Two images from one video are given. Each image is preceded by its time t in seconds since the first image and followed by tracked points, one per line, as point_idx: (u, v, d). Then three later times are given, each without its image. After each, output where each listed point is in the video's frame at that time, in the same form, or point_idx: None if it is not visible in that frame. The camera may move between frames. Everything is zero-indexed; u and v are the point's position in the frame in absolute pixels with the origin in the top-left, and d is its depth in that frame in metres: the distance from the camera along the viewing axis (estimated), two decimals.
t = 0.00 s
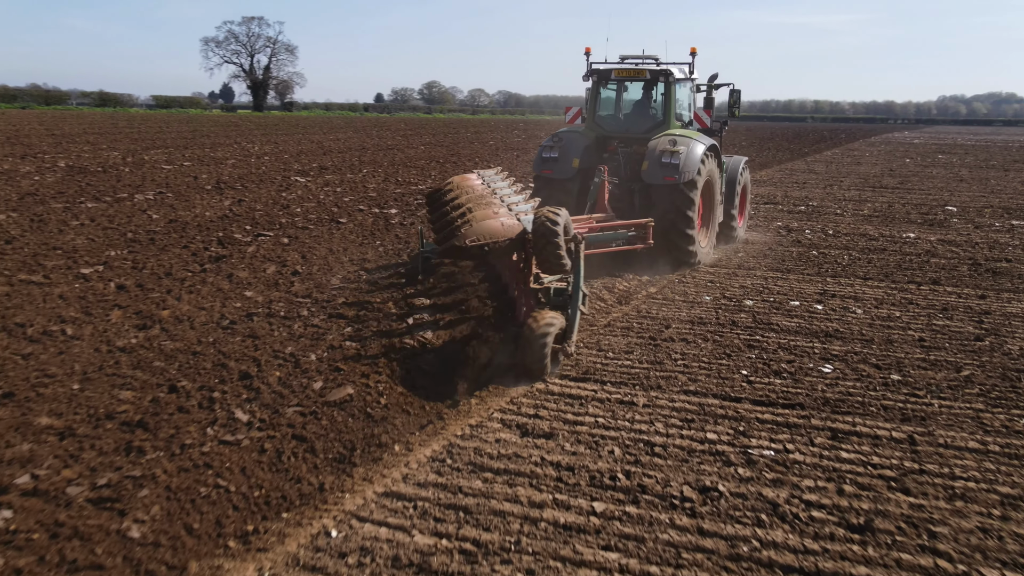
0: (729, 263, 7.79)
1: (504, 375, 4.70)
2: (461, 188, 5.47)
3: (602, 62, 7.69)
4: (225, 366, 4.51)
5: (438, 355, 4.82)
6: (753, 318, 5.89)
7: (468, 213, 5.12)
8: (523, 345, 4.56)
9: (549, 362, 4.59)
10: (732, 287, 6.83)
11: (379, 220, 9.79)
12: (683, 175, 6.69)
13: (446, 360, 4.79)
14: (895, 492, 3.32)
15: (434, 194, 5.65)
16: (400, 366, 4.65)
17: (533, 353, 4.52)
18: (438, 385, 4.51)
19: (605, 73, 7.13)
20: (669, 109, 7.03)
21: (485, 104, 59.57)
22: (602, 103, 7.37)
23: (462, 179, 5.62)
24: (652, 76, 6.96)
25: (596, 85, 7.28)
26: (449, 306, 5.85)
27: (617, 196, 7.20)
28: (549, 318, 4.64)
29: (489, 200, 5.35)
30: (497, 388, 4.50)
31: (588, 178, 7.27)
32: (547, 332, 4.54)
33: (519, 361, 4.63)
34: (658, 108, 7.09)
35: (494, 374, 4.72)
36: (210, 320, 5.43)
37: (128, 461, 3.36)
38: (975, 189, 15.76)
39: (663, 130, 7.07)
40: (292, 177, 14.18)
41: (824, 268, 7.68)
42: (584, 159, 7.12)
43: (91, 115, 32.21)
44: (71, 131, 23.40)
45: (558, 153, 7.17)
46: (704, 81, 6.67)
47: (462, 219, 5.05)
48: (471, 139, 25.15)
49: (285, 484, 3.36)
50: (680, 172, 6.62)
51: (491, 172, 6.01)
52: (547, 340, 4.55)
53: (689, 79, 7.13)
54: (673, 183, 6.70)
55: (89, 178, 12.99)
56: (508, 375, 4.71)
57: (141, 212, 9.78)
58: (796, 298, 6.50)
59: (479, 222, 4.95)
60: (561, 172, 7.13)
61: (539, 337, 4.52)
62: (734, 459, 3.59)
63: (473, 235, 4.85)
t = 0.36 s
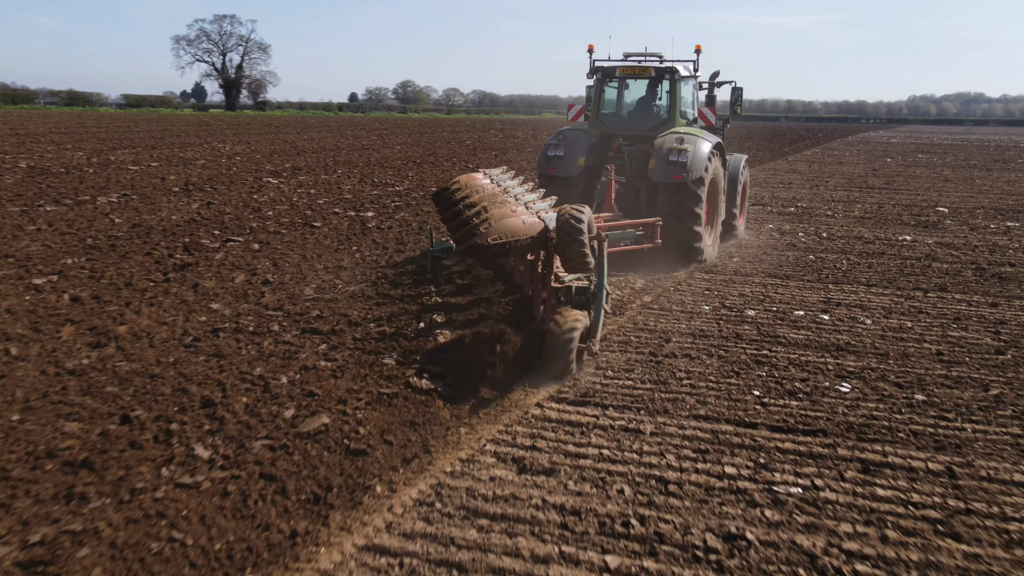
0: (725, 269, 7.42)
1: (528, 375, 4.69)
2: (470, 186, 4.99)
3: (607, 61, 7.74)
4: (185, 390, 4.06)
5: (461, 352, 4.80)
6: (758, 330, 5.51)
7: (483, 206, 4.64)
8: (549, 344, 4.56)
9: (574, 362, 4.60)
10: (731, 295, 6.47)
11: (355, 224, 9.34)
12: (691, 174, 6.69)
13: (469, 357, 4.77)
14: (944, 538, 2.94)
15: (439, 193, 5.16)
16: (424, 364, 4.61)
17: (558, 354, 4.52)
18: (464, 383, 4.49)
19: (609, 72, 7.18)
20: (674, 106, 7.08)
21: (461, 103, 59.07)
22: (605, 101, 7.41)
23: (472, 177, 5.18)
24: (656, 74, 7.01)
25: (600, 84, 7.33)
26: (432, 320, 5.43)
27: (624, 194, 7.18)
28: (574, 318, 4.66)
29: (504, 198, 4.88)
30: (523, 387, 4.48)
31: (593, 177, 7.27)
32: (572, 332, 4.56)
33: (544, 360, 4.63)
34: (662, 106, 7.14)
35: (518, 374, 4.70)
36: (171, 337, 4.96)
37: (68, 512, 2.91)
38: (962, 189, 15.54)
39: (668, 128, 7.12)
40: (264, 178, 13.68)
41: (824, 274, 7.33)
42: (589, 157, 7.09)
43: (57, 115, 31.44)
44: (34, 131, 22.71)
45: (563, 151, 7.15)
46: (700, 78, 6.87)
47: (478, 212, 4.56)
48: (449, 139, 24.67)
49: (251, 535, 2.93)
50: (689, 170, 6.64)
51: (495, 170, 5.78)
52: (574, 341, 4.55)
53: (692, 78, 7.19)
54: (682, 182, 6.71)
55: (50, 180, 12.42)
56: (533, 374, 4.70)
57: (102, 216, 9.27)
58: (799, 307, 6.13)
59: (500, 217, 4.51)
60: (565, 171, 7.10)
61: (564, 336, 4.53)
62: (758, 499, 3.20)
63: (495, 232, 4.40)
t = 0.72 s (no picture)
0: (719, 275, 7.04)
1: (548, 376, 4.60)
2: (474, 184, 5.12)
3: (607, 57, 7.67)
4: (131, 422, 3.59)
5: (478, 358, 4.73)
6: (762, 345, 5.12)
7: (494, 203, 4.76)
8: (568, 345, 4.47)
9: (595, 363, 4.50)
10: (728, 305, 6.09)
11: (327, 228, 8.86)
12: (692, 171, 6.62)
13: (487, 361, 4.71)
14: None
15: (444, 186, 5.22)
16: (442, 367, 4.53)
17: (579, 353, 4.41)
18: (481, 385, 4.39)
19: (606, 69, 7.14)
20: (673, 103, 7.07)
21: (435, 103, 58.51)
22: (603, 100, 7.39)
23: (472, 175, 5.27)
24: (655, 71, 7.00)
25: (597, 82, 7.30)
26: (410, 336, 4.99)
27: (626, 192, 7.11)
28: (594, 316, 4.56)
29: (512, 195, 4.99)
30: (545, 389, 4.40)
31: (593, 176, 7.21)
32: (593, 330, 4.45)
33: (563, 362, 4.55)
34: (661, 103, 7.13)
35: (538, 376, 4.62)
36: (121, 357, 4.48)
37: None
38: (948, 189, 15.27)
39: (667, 125, 7.12)
40: (232, 179, 13.14)
41: (824, 280, 6.97)
42: (589, 156, 7.04)
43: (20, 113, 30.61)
44: None
45: (563, 150, 7.08)
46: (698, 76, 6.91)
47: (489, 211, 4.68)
48: (424, 138, 24.16)
49: None
50: (690, 168, 6.56)
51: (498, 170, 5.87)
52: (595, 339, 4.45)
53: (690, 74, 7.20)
54: (683, 181, 6.63)
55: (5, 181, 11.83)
56: (553, 376, 4.61)
57: (58, 220, 8.73)
58: (803, 318, 5.75)
59: (514, 215, 4.65)
60: (566, 171, 7.03)
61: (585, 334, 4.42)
62: (788, 551, 2.79)
63: (512, 231, 4.55)
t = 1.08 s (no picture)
0: (713, 283, 6.65)
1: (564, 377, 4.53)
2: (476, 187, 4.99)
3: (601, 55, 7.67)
4: (62, 464, 3.12)
5: (492, 358, 4.64)
6: (767, 363, 4.72)
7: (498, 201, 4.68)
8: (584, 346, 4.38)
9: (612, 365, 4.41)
10: (725, 317, 5.69)
11: (296, 233, 8.39)
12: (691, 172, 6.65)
13: (502, 361, 4.62)
14: None
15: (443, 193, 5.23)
16: (457, 368, 4.47)
17: (596, 356, 4.33)
18: (497, 386, 4.33)
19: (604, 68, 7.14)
20: (671, 102, 7.07)
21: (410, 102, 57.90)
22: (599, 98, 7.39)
23: (471, 177, 5.13)
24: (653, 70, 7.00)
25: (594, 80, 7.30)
26: (384, 356, 4.55)
27: (625, 190, 7.08)
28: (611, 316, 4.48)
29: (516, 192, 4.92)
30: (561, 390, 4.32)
31: (590, 174, 7.25)
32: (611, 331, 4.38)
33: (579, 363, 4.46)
34: (659, 102, 7.13)
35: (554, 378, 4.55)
36: (58, 383, 4.00)
37: None
38: (934, 189, 15.01)
39: (665, 124, 7.12)
40: (198, 181, 12.60)
41: (823, 288, 6.60)
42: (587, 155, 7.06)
43: None
44: None
45: (562, 149, 7.09)
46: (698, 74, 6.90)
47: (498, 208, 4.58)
48: (397, 138, 23.63)
49: None
50: (691, 167, 6.60)
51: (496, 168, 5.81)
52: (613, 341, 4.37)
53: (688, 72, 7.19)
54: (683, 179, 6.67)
55: None
56: (569, 376, 4.53)
57: (7, 225, 8.19)
58: (806, 331, 5.37)
59: (525, 212, 4.50)
60: (564, 170, 7.05)
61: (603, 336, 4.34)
62: None
63: (526, 227, 4.41)
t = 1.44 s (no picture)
0: (707, 293, 6.27)
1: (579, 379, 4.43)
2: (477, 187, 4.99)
3: (595, 52, 7.52)
4: None
5: (504, 361, 4.54)
6: (776, 384, 4.33)
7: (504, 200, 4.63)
8: (600, 348, 4.27)
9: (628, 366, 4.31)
10: (724, 330, 5.29)
11: (264, 239, 7.92)
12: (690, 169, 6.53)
13: (513, 365, 4.52)
14: None
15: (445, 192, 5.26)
16: (470, 370, 4.38)
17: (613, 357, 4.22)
18: (511, 389, 4.24)
19: (600, 65, 6.95)
20: (669, 100, 6.88)
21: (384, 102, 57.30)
22: (594, 95, 7.20)
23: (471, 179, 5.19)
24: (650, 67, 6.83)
25: (589, 77, 7.11)
26: (356, 379, 4.12)
27: (623, 189, 6.98)
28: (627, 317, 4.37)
29: (515, 192, 4.88)
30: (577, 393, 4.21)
31: (587, 172, 7.08)
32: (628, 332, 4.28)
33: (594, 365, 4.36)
34: (656, 100, 6.95)
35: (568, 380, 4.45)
36: None
37: None
38: (919, 190, 14.74)
39: (662, 123, 6.94)
40: (162, 183, 12.06)
41: (824, 297, 6.23)
42: (585, 153, 6.89)
43: None
44: None
45: (559, 147, 6.90)
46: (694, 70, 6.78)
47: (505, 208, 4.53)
48: (370, 137, 23.11)
49: None
50: (689, 165, 6.48)
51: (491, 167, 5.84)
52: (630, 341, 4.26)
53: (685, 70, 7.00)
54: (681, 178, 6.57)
55: None
56: (584, 378, 4.43)
57: None
58: (814, 347, 4.98)
59: (534, 213, 4.43)
60: (561, 167, 6.88)
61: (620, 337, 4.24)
62: None
63: (537, 228, 4.37)
